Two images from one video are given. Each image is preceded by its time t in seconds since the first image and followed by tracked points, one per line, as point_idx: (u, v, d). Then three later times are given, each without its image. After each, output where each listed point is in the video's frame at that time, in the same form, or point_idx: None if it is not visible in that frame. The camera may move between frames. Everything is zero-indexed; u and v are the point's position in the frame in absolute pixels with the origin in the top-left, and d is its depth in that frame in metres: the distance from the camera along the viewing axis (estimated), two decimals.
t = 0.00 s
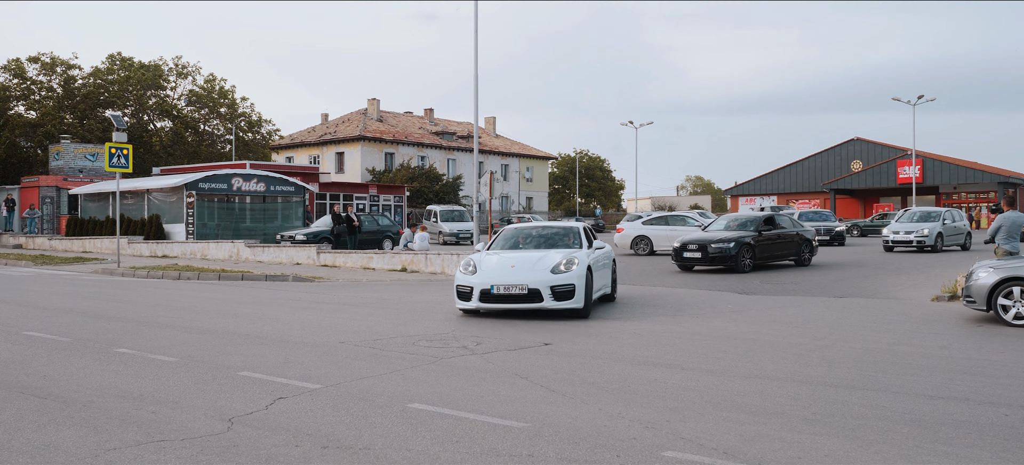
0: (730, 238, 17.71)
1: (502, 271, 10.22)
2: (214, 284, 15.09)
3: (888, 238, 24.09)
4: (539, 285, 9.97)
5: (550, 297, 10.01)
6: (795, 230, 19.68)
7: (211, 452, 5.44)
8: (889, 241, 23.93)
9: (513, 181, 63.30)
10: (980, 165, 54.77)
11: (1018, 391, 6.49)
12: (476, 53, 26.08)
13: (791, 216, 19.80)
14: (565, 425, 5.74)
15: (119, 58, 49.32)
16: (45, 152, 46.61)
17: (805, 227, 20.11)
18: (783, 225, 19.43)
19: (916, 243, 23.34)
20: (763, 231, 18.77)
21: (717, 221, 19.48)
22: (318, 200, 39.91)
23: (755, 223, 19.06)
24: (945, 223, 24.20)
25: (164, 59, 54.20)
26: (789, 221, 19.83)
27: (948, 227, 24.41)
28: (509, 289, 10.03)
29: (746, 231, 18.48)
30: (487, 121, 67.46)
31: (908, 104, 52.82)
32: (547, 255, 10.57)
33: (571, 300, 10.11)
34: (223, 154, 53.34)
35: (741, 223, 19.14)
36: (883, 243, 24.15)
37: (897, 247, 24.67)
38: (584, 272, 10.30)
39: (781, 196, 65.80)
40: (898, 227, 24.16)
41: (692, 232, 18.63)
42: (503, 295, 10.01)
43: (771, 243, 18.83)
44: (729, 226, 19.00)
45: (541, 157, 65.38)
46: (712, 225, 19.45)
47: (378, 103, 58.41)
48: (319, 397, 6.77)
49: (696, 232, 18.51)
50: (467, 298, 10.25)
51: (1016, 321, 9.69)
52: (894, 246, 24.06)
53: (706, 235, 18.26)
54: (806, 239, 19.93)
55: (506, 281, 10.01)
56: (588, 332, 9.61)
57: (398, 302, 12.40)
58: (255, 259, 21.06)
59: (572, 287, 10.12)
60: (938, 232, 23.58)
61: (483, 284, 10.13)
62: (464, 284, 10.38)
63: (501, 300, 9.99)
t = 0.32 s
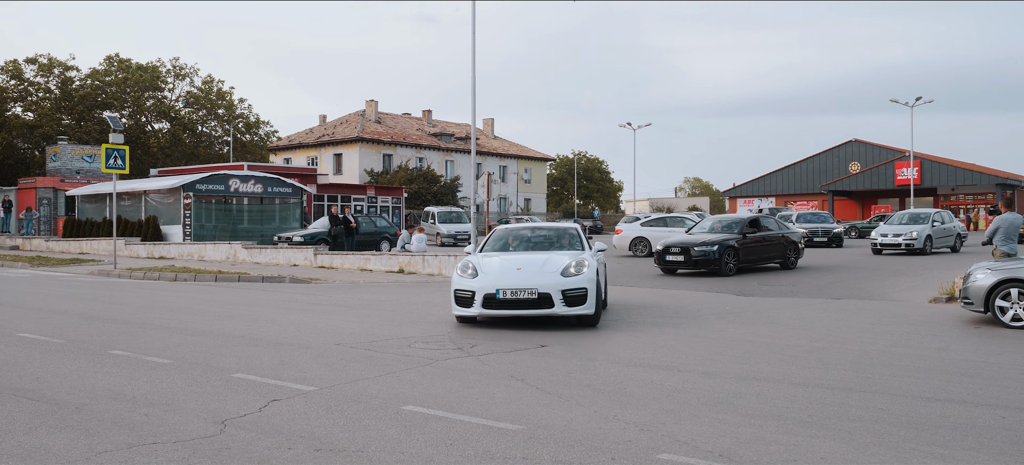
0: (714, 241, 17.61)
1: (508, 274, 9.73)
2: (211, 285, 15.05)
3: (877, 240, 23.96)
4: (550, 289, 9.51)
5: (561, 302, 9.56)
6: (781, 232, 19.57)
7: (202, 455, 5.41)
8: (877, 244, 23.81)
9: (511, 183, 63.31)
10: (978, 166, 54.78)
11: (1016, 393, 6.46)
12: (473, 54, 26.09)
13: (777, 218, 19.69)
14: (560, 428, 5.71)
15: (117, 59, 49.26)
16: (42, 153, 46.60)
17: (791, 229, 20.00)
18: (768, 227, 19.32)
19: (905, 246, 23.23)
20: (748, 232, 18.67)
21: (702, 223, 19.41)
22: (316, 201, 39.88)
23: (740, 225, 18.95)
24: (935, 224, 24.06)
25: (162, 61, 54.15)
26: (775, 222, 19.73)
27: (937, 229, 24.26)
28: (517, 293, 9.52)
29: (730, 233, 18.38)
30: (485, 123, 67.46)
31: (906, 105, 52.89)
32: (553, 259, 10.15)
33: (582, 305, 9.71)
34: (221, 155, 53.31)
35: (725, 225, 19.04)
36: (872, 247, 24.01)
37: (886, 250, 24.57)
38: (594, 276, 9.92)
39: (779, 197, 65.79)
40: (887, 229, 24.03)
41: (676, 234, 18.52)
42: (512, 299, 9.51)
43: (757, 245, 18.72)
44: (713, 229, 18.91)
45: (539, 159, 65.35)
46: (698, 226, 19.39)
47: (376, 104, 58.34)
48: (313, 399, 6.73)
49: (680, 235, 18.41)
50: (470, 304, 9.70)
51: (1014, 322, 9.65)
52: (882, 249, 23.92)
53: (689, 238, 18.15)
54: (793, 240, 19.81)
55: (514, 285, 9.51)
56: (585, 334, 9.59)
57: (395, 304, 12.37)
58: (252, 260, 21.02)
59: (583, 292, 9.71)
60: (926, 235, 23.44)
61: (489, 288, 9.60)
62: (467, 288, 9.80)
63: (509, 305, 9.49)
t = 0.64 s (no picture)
0: (694, 242, 17.54)
1: (522, 277, 9.01)
2: (205, 285, 15.00)
3: (862, 240, 23.83)
4: (570, 293, 8.82)
5: (583, 307, 8.88)
6: (764, 231, 19.49)
7: (192, 454, 5.37)
8: (862, 244, 23.67)
9: (508, 182, 63.26)
10: (974, 165, 54.83)
11: (1011, 391, 6.43)
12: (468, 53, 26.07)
13: (760, 218, 19.62)
14: (553, 426, 5.67)
15: (112, 59, 49.12)
16: (37, 152, 46.52)
17: (775, 229, 19.93)
18: (750, 227, 19.24)
19: (890, 245, 23.08)
20: (731, 232, 18.59)
21: (684, 223, 19.36)
22: (311, 201, 39.83)
23: (722, 225, 18.87)
24: (920, 223, 23.86)
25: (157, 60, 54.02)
26: (758, 222, 19.66)
27: (923, 228, 24.05)
28: (534, 298, 8.81)
29: (712, 232, 18.30)
30: (481, 122, 67.31)
31: (901, 104, 52.89)
32: (567, 260, 9.46)
33: (604, 310, 9.03)
34: (216, 154, 53.22)
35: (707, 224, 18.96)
36: (857, 247, 23.87)
37: (872, 250, 24.45)
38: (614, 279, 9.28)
39: (775, 196, 65.84)
40: (873, 229, 23.89)
41: (658, 234, 18.41)
42: (530, 305, 8.79)
43: (739, 245, 18.64)
44: (696, 228, 18.82)
45: (535, 158, 65.33)
46: (680, 226, 19.33)
47: (372, 103, 58.24)
48: (305, 398, 6.69)
49: (660, 235, 18.31)
50: (481, 311, 8.94)
51: (1008, 321, 9.64)
52: (868, 249, 23.76)
53: (671, 237, 18.05)
54: (777, 240, 19.77)
55: (531, 288, 8.80)
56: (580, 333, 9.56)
57: (390, 303, 12.32)
58: (247, 259, 20.96)
59: (604, 296, 9.04)
60: (912, 234, 23.30)
61: (503, 292, 8.86)
62: (477, 294, 9.02)
63: (526, 311, 8.77)
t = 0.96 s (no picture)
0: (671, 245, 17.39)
1: (553, 285, 7.95)
2: (196, 286, 14.94)
3: (844, 243, 23.66)
4: (609, 304, 7.83)
5: (621, 321, 7.91)
6: (743, 234, 19.43)
7: (177, 457, 5.33)
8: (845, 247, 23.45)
9: (502, 183, 63.24)
10: (967, 167, 54.96)
11: (1000, 392, 6.43)
12: (462, 53, 26.03)
13: (740, 220, 19.55)
14: (541, 428, 5.64)
15: (104, 60, 48.92)
16: (29, 153, 46.40)
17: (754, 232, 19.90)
18: (730, 229, 19.17)
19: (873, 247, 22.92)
20: (710, 234, 18.50)
21: (663, 226, 19.28)
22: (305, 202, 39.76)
23: (701, 227, 18.79)
24: (903, 225, 23.67)
25: (150, 61, 53.84)
26: (738, 224, 19.60)
27: (906, 229, 23.85)
28: (569, 310, 7.77)
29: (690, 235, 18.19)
30: (475, 123, 67.30)
31: (894, 106, 52.93)
32: (597, 265, 8.45)
33: (642, 324, 8.10)
34: (209, 156, 53.09)
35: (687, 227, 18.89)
36: (839, 249, 23.72)
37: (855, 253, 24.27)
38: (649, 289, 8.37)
39: (769, 197, 65.92)
40: (854, 231, 23.71)
41: (635, 236, 18.26)
42: (563, 319, 7.75)
43: (719, 248, 18.56)
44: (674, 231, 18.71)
45: (529, 159, 65.33)
46: (658, 228, 19.23)
47: (366, 105, 58.12)
48: (293, 400, 6.64)
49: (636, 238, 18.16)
50: (507, 325, 7.87)
51: (1000, 321, 9.65)
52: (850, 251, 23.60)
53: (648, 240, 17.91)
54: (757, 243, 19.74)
55: (566, 300, 7.76)
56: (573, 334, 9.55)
57: (381, 304, 12.28)
58: (239, 261, 20.88)
59: (642, 308, 8.10)
60: (893, 236, 23.09)
61: (533, 305, 7.79)
62: (501, 305, 7.94)
63: (560, 326, 7.74)
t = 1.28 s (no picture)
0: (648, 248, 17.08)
1: (610, 295, 6.89)
2: (186, 286, 14.87)
3: (825, 243, 23.64)
4: (676, 317, 6.83)
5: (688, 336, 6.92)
6: (721, 234, 19.42)
7: (161, 457, 5.28)
8: (825, 247, 23.48)
9: (495, 183, 63.22)
10: (958, 167, 55.15)
11: (989, 391, 6.43)
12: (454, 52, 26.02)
13: (717, 221, 19.57)
14: (529, 427, 5.61)
15: (96, 59, 48.65)
16: (20, 153, 46.22)
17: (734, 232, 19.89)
18: (708, 230, 19.18)
19: (854, 248, 22.94)
20: (687, 236, 18.52)
21: (640, 227, 19.32)
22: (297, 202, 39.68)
23: (679, 228, 18.82)
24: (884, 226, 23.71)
25: (142, 61, 53.61)
26: (716, 225, 19.60)
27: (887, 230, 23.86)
28: (633, 325, 6.72)
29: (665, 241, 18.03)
30: (468, 124, 67.29)
31: (886, 106, 53.05)
32: (649, 269, 7.44)
33: (707, 339, 7.15)
34: (202, 156, 52.93)
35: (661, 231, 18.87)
36: (821, 249, 23.71)
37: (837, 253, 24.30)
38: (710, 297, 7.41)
39: (762, 197, 66.04)
40: (835, 231, 23.67)
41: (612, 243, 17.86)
42: (626, 335, 6.70)
43: (697, 249, 18.55)
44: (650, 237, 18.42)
45: (522, 159, 65.32)
46: (635, 230, 19.26)
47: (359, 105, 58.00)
48: (280, 400, 6.60)
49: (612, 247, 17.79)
50: (560, 342, 6.76)
51: (989, 321, 9.68)
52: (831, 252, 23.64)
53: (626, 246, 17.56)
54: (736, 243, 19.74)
55: (628, 312, 6.71)
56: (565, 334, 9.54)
57: (372, 304, 12.24)
58: (231, 261, 20.81)
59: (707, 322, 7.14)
60: (875, 237, 23.00)
61: (591, 318, 6.71)
62: (552, 319, 6.83)
63: (622, 343, 6.69)
